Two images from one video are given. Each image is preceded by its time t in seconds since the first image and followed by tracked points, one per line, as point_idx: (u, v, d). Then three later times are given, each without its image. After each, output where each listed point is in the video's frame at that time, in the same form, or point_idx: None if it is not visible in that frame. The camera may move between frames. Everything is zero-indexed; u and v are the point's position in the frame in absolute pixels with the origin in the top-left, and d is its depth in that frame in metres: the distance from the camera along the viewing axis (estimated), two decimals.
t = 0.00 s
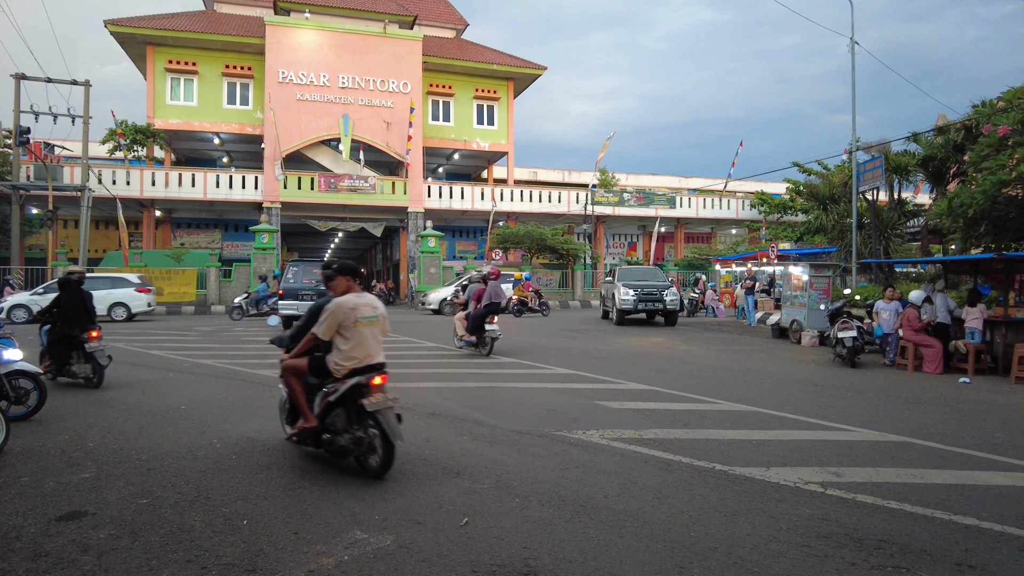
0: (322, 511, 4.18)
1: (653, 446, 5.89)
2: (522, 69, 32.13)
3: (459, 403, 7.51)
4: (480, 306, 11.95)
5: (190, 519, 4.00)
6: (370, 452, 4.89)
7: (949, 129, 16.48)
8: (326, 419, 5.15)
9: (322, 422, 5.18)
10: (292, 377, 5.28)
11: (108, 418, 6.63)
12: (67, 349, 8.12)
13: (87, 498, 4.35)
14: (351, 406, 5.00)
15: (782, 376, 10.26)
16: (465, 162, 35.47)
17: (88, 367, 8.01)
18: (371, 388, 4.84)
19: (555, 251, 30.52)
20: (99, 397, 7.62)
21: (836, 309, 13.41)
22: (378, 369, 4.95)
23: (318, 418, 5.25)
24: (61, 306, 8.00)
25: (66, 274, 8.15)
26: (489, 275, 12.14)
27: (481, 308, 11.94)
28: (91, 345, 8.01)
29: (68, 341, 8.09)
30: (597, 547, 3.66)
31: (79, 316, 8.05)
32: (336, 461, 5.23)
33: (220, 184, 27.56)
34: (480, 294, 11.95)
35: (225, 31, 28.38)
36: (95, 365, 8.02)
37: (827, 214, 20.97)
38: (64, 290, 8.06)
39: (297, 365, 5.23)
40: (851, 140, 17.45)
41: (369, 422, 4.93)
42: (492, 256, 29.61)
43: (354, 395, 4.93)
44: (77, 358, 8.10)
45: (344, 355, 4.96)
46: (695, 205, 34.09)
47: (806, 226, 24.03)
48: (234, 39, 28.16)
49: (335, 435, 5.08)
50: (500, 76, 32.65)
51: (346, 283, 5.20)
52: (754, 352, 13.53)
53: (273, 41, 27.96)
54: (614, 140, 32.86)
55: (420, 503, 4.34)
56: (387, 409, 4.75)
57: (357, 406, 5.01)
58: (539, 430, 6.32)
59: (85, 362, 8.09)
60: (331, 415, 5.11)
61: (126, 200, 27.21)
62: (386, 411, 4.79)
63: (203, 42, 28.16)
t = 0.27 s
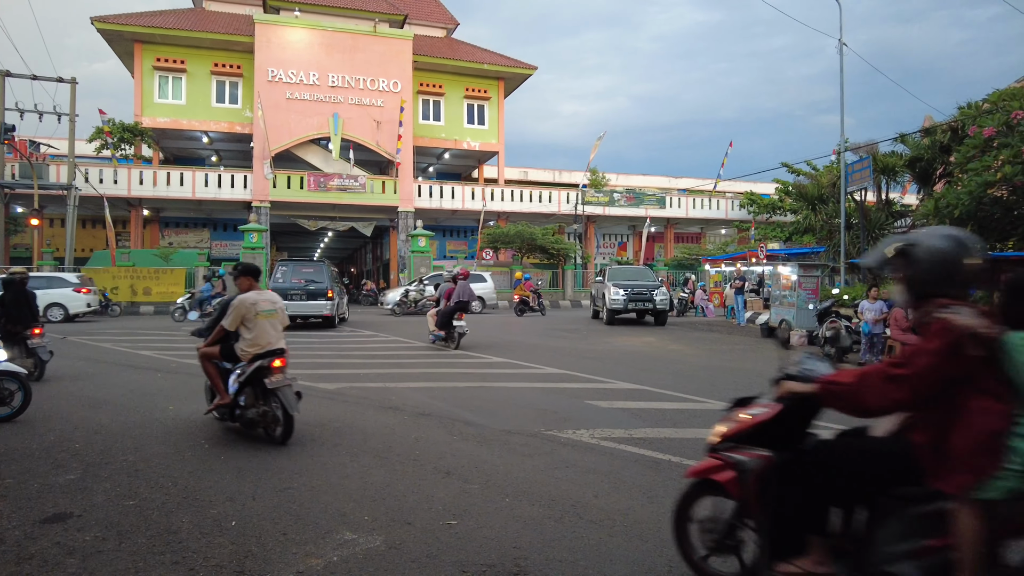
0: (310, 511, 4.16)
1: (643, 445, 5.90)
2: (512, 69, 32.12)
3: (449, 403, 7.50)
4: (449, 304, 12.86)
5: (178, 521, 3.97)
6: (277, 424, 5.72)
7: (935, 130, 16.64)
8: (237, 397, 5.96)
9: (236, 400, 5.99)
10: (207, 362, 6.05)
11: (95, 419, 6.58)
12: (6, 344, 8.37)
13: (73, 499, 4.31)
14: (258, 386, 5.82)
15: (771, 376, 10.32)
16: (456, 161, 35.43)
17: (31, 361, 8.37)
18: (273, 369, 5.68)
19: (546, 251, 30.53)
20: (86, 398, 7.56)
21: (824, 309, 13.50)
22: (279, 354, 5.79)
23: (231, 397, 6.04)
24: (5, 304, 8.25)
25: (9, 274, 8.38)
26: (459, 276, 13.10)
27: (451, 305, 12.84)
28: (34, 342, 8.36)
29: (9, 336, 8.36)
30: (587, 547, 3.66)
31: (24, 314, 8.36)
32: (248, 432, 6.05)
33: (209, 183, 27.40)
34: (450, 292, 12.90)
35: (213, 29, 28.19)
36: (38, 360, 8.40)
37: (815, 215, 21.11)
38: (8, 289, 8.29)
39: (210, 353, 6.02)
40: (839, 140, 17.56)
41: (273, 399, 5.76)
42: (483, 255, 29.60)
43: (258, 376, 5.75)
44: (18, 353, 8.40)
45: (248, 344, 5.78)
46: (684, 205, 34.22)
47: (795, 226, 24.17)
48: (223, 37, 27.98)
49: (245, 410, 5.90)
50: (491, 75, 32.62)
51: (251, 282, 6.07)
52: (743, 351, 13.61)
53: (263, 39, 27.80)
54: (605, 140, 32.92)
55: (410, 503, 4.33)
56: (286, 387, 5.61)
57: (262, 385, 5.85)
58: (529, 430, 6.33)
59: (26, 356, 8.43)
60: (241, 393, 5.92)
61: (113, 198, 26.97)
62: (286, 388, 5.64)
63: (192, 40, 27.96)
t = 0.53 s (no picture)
0: (300, 512, 4.15)
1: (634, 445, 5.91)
2: (504, 69, 32.10)
3: (440, 403, 7.49)
4: (425, 301, 14.04)
5: (166, 522, 3.95)
6: (200, 403, 6.46)
7: (923, 131, 16.78)
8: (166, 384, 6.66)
9: (164, 384, 6.68)
10: (139, 353, 6.74)
11: (82, 419, 6.51)
12: None
13: (59, 501, 4.27)
14: (183, 371, 6.52)
15: (761, 375, 10.36)
16: (447, 161, 35.39)
17: None
18: (196, 357, 6.43)
19: (537, 251, 30.53)
20: (73, 399, 7.49)
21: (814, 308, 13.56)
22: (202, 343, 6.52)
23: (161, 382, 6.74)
24: None
25: None
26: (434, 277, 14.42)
27: (427, 302, 14.00)
28: None
29: None
30: (577, 546, 3.67)
31: None
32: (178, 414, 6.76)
33: (198, 182, 27.24)
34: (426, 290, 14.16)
35: (203, 27, 28.02)
36: None
37: (805, 215, 21.22)
38: None
39: (141, 345, 6.71)
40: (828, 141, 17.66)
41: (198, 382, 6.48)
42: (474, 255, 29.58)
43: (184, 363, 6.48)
44: None
45: (174, 334, 6.51)
46: (675, 206, 34.33)
47: (784, 227, 24.29)
48: (213, 36, 27.82)
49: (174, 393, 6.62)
50: (482, 75, 32.61)
51: (172, 279, 6.69)
52: (733, 351, 13.67)
53: (253, 38, 27.65)
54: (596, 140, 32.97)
55: (401, 503, 4.33)
56: (209, 371, 6.37)
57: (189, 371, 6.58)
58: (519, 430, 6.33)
59: None
60: (171, 378, 6.64)
61: (101, 197, 26.75)
62: (208, 373, 6.39)
63: (181, 38, 27.79)
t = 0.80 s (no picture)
0: (291, 513, 4.14)
1: (625, 445, 5.93)
2: (496, 69, 32.10)
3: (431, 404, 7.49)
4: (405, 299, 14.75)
5: (156, 523, 3.93)
6: (134, 389, 7.12)
7: (912, 133, 16.90)
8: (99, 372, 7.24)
9: (98, 372, 7.21)
10: (73, 345, 7.25)
11: (70, 421, 6.46)
12: None
13: (47, 503, 4.24)
14: (118, 360, 7.12)
15: (751, 375, 10.42)
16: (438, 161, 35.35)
17: None
18: (129, 348, 7.06)
19: (529, 251, 30.54)
20: (61, 400, 7.43)
21: (804, 308, 13.62)
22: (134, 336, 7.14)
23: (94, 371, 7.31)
24: None
25: None
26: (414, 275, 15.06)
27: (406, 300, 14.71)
28: None
29: None
30: (569, 546, 3.67)
31: None
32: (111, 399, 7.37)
33: (189, 182, 27.10)
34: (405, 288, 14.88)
35: (193, 25, 27.86)
36: None
37: (795, 215, 21.34)
38: None
39: (75, 337, 7.24)
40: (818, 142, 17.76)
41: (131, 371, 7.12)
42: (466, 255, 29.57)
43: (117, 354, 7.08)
44: None
45: (107, 328, 7.09)
46: (666, 206, 34.43)
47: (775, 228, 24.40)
48: (203, 34, 27.67)
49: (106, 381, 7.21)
50: (474, 75, 32.59)
51: (104, 277, 7.22)
52: (724, 351, 13.73)
53: (243, 36, 27.52)
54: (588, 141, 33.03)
55: (392, 504, 4.32)
56: (140, 361, 7.02)
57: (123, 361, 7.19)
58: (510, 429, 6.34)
59: None
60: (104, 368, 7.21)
61: (90, 197, 26.56)
62: (140, 363, 7.05)
63: (171, 36, 27.62)
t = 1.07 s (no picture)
0: (284, 513, 4.12)
1: (618, 444, 5.94)
2: (489, 69, 32.09)
3: (423, 404, 7.48)
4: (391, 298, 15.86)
5: (147, 524, 3.91)
6: (69, 379, 7.63)
7: (903, 133, 17.00)
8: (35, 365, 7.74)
9: (35, 364, 7.70)
10: (10, 340, 7.76)
11: (61, 422, 6.42)
12: None
13: (36, 505, 4.21)
14: (55, 353, 7.65)
15: (743, 375, 10.46)
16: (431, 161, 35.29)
17: None
18: (66, 342, 7.62)
19: (521, 251, 30.53)
20: (51, 400, 7.38)
21: (795, 308, 13.70)
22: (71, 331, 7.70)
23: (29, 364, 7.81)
24: None
25: None
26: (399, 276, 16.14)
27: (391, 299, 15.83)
28: None
29: None
30: (563, 546, 3.68)
31: None
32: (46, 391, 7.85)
33: (180, 181, 26.96)
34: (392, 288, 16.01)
35: (184, 24, 27.70)
36: None
37: (787, 216, 21.44)
38: None
39: (13, 332, 7.74)
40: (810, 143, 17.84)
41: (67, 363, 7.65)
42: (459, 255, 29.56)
43: (54, 348, 7.61)
44: None
45: (45, 323, 7.64)
46: (659, 206, 34.51)
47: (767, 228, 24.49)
48: (194, 33, 27.52)
49: (42, 373, 7.70)
50: (467, 75, 32.57)
51: (42, 277, 7.74)
52: (715, 351, 13.78)
53: (235, 35, 27.41)
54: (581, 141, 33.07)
55: (385, 504, 4.31)
56: (76, 354, 7.58)
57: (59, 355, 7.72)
58: (504, 430, 6.33)
59: None
60: (40, 361, 7.72)
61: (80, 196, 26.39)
62: (76, 356, 7.61)
63: (162, 35, 27.46)
